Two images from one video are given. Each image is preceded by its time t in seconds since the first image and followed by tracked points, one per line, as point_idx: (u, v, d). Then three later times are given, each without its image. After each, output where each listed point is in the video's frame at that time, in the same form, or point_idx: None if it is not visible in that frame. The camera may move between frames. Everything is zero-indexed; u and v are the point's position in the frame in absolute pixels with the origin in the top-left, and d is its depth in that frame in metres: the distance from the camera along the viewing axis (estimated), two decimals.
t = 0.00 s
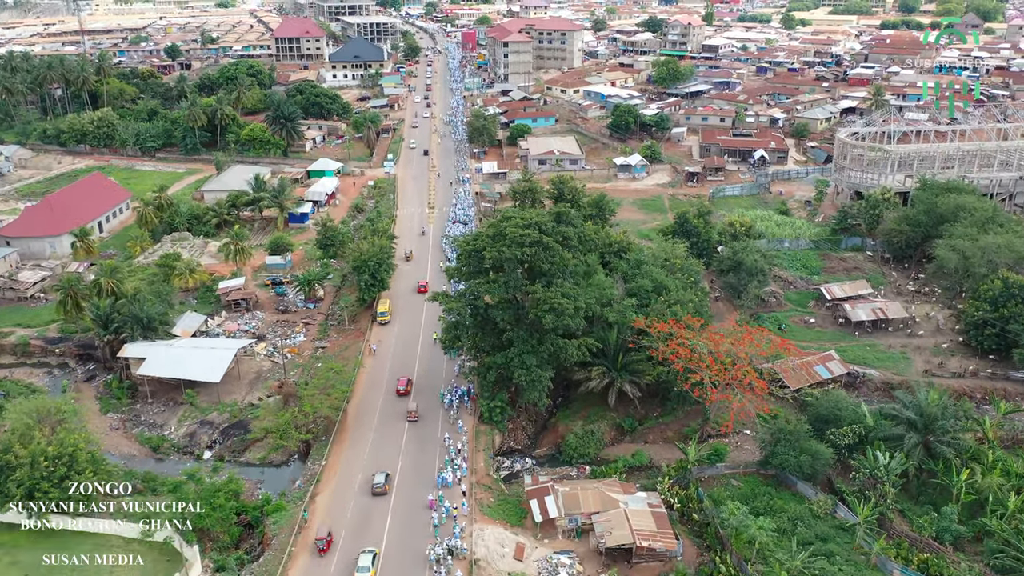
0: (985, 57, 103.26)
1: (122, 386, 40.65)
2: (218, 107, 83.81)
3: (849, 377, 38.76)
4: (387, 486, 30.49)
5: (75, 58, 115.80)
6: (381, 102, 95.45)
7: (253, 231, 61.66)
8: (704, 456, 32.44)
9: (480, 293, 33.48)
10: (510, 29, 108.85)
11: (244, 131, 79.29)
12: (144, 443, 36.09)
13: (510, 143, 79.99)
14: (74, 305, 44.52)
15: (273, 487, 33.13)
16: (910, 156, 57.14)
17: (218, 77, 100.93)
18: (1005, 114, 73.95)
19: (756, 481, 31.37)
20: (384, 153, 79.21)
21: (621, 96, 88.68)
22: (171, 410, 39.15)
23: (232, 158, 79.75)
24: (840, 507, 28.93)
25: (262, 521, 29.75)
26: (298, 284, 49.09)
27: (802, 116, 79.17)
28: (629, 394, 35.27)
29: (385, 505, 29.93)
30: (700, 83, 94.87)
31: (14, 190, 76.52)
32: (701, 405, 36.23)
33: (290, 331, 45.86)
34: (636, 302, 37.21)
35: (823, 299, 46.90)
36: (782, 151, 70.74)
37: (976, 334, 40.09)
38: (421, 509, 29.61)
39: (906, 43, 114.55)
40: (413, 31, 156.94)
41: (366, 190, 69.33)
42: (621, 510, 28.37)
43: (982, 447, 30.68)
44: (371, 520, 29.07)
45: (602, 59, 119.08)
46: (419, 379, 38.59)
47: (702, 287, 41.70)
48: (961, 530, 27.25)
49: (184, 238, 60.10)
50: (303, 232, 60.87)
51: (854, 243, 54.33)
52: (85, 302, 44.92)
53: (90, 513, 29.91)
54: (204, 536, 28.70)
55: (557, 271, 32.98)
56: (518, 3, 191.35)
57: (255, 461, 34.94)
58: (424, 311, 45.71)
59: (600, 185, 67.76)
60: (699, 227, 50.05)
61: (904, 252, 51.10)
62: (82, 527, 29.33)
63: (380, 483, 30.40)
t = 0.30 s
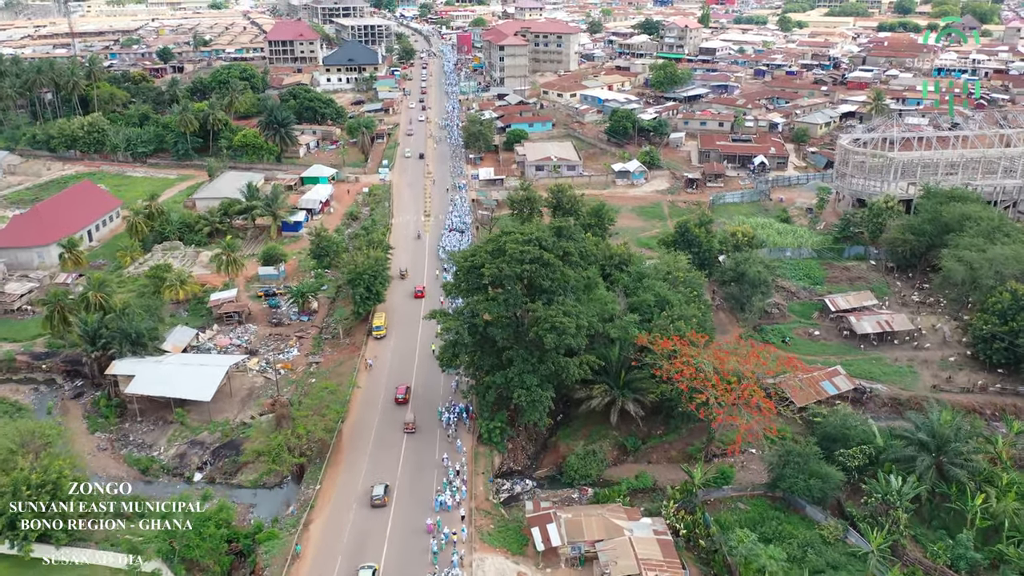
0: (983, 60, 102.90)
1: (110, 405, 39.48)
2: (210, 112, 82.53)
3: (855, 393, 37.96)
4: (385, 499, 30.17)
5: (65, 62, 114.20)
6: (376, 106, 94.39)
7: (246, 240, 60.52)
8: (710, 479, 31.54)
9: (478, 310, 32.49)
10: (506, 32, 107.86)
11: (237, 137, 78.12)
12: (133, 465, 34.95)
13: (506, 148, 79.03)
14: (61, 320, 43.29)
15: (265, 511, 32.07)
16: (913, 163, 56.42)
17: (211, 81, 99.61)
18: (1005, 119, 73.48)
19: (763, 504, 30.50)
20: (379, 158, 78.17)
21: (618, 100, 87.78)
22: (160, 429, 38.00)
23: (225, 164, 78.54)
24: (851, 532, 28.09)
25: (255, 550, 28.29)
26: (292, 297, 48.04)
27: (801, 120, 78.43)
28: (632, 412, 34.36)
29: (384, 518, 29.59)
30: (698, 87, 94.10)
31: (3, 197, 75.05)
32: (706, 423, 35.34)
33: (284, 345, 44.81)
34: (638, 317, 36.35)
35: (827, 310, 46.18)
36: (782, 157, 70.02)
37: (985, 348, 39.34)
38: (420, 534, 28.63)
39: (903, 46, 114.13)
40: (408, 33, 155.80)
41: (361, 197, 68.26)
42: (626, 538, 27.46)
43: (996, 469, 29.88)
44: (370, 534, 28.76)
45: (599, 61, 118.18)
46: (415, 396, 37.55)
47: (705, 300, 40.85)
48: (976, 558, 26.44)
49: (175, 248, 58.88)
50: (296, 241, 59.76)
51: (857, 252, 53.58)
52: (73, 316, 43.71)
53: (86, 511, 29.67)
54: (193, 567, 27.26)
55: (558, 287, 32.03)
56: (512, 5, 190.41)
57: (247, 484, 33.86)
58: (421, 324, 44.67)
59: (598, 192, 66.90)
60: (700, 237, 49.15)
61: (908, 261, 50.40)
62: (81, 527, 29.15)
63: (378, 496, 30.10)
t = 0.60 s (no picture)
0: (983, 64, 102.45)
1: (99, 424, 38.31)
2: (203, 117, 81.29)
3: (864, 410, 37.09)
4: (385, 511, 29.86)
5: (56, 65, 112.60)
6: (371, 110, 93.39)
7: (239, 249, 59.33)
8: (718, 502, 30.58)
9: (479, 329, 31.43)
10: (502, 36, 106.84)
11: (231, 143, 76.92)
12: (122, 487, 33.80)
13: (504, 153, 78.07)
14: (49, 335, 42.07)
15: (258, 537, 30.94)
16: (917, 171, 55.66)
17: (204, 85, 98.36)
18: (1008, 124, 72.89)
19: (773, 529, 29.61)
20: (375, 164, 77.13)
21: (616, 105, 86.89)
22: (151, 449, 36.86)
23: (218, 169, 77.33)
24: (863, 560, 27.24)
25: None
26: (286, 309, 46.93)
27: (802, 125, 77.63)
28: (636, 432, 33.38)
29: (384, 531, 29.26)
30: (697, 90, 93.27)
31: None
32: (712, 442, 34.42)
33: (278, 360, 43.70)
34: (642, 334, 35.40)
35: (832, 321, 45.45)
36: (783, 163, 69.17)
37: (995, 363, 38.52)
38: (418, 562, 27.70)
39: (902, 49, 113.61)
40: (403, 35, 154.72)
41: (357, 204, 67.16)
42: (633, 568, 26.50)
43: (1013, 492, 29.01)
44: (371, 548, 28.43)
45: (596, 64, 117.34)
46: (414, 414, 36.57)
47: (710, 314, 39.91)
48: None
49: (167, 257, 57.78)
50: (291, 251, 58.60)
51: (861, 261, 52.75)
52: (61, 331, 42.50)
53: (78, 513, 27.71)
54: None
55: (561, 305, 31.02)
56: (509, 6, 189.36)
57: (240, 508, 32.75)
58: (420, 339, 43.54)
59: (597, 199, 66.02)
60: (703, 247, 48.18)
61: (914, 271, 49.62)
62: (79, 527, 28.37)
63: (378, 508, 29.77)
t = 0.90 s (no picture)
0: (985, 67, 101.94)
1: (88, 444, 37.20)
2: (197, 122, 80.11)
3: (874, 429, 36.23)
4: (386, 523, 29.61)
5: (48, 68, 110.99)
6: (368, 114, 92.38)
7: (233, 259, 58.19)
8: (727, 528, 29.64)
9: (479, 349, 30.36)
10: (500, 38, 105.81)
11: (225, 148, 75.79)
12: (112, 512, 32.71)
13: (502, 159, 77.13)
14: (37, 351, 40.94)
15: (252, 563, 29.80)
16: (923, 179, 54.83)
17: (198, 89, 97.35)
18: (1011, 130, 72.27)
19: (783, 557, 28.74)
20: (372, 170, 76.10)
21: (616, 109, 85.99)
22: (141, 470, 35.76)
23: (212, 175, 76.14)
24: None
25: None
26: (280, 322, 45.84)
27: (804, 130, 76.84)
28: (641, 452, 32.37)
29: (385, 543, 28.98)
30: (697, 94, 92.39)
31: None
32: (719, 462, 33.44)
33: (272, 375, 42.59)
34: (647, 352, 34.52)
35: (839, 334, 44.68)
36: (786, 169, 68.31)
37: (1007, 378, 37.68)
38: None
39: (903, 52, 113.05)
40: (400, 37, 153.66)
41: (353, 212, 66.09)
42: None
43: None
44: (371, 560, 28.17)
45: (595, 68, 116.49)
46: (412, 431, 35.81)
47: (715, 329, 39.04)
48: None
49: (160, 267, 56.76)
50: (287, 260, 57.48)
51: (867, 270, 51.96)
52: (50, 347, 41.34)
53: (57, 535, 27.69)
54: None
55: (564, 324, 30.11)
56: (506, 8, 188.41)
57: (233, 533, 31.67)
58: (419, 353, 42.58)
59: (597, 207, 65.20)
60: (707, 257, 47.28)
61: (921, 281, 48.84)
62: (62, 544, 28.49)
63: (378, 520, 29.50)
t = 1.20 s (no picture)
0: (987, 70, 101.25)
1: (77, 465, 36.10)
2: (192, 128, 78.93)
3: (885, 448, 35.32)
4: (387, 536, 29.39)
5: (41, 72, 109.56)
6: (365, 118, 91.41)
7: (227, 269, 57.03)
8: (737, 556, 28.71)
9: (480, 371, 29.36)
10: (499, 41, 104.78)
11: (220, 155, 74.80)
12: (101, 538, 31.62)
13: (501, 165, 76.12)
14: (25, 368, 39.76)
15: None
16: (930, 187, 53.96)
17: (193, 93, 96.41)
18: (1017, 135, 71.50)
19: None
20: (369, 176, 75.05)
21: (616, 113, 85.02)
22: (132, 493, 34.65)
23: (206, 181, 74.98)
24: None
25: None
26: (276, 336, 44.73)
27: (807, 135, 75.94)
28: (647, 474, 31.42)
29: (386, 557, 28.75)
30: (697, 98, 91.51)
31: None
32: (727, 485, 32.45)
33: (267, 392, 41.49)
34: (652, 370, 33.68)
35: (847, 348, 43.78)
36: (789, 175, 67.43)
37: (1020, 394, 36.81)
38: None
39: (904, 54, 112.33)
40: (397, 39, 152.66)
41: (350, 219, 65.04)
42: None
43: None
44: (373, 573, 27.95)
45: (594, 71, 115.51)
46: (411, 442, 35.56)
47: (721, 344, 38.18)
48: None
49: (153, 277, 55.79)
50: (282, 270, 56.34)
51: (873, 281, 51.06)
52: (38, 363, 40.16)
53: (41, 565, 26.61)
54: None
55: (568, 344, 29.18)
56: (505, 10, 187.56)
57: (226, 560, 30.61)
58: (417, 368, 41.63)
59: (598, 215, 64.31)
60: (711, 269, 46.34)
61: (929, 292, 47.96)
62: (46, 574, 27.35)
63: (380, 533, 29.29)
